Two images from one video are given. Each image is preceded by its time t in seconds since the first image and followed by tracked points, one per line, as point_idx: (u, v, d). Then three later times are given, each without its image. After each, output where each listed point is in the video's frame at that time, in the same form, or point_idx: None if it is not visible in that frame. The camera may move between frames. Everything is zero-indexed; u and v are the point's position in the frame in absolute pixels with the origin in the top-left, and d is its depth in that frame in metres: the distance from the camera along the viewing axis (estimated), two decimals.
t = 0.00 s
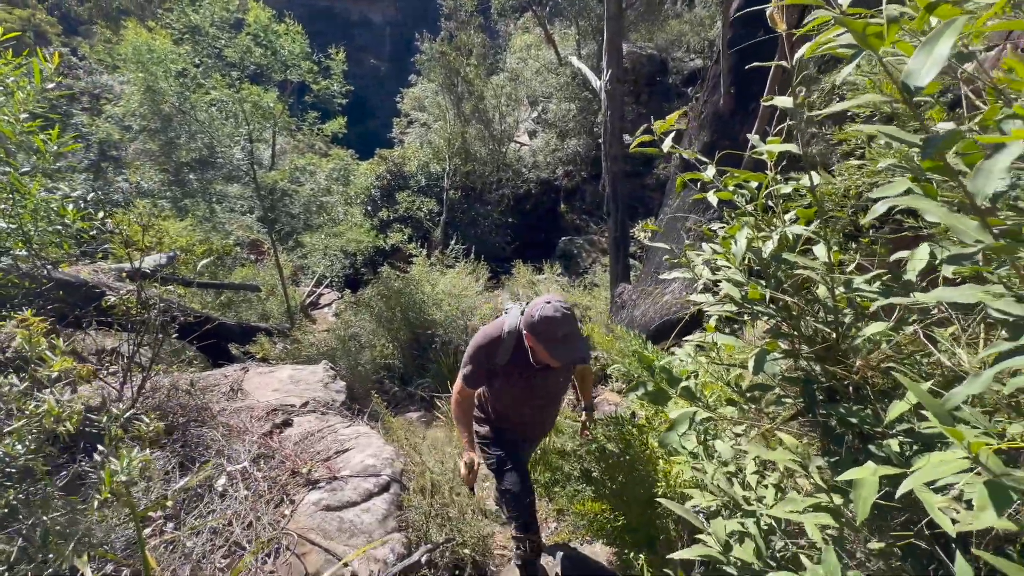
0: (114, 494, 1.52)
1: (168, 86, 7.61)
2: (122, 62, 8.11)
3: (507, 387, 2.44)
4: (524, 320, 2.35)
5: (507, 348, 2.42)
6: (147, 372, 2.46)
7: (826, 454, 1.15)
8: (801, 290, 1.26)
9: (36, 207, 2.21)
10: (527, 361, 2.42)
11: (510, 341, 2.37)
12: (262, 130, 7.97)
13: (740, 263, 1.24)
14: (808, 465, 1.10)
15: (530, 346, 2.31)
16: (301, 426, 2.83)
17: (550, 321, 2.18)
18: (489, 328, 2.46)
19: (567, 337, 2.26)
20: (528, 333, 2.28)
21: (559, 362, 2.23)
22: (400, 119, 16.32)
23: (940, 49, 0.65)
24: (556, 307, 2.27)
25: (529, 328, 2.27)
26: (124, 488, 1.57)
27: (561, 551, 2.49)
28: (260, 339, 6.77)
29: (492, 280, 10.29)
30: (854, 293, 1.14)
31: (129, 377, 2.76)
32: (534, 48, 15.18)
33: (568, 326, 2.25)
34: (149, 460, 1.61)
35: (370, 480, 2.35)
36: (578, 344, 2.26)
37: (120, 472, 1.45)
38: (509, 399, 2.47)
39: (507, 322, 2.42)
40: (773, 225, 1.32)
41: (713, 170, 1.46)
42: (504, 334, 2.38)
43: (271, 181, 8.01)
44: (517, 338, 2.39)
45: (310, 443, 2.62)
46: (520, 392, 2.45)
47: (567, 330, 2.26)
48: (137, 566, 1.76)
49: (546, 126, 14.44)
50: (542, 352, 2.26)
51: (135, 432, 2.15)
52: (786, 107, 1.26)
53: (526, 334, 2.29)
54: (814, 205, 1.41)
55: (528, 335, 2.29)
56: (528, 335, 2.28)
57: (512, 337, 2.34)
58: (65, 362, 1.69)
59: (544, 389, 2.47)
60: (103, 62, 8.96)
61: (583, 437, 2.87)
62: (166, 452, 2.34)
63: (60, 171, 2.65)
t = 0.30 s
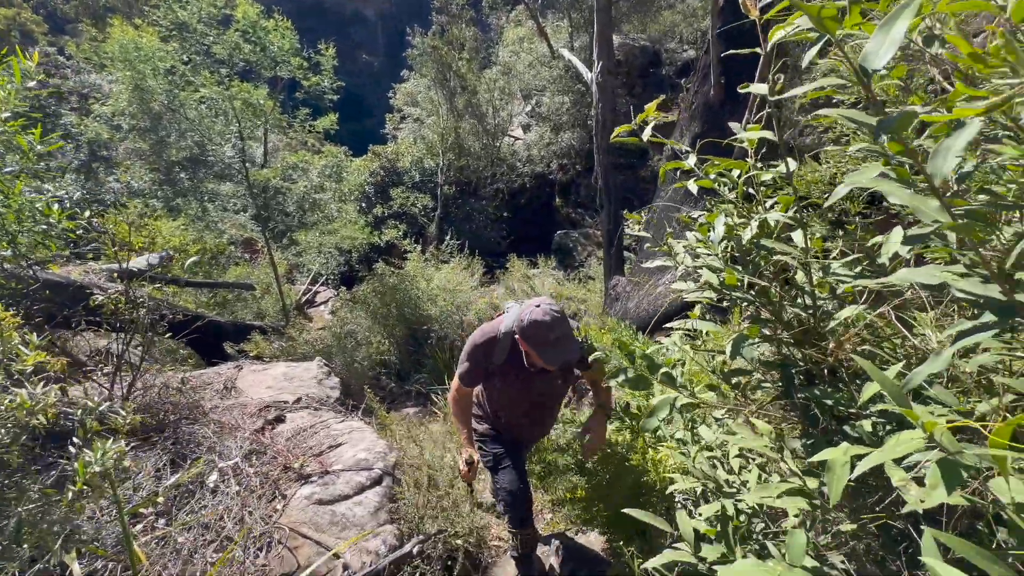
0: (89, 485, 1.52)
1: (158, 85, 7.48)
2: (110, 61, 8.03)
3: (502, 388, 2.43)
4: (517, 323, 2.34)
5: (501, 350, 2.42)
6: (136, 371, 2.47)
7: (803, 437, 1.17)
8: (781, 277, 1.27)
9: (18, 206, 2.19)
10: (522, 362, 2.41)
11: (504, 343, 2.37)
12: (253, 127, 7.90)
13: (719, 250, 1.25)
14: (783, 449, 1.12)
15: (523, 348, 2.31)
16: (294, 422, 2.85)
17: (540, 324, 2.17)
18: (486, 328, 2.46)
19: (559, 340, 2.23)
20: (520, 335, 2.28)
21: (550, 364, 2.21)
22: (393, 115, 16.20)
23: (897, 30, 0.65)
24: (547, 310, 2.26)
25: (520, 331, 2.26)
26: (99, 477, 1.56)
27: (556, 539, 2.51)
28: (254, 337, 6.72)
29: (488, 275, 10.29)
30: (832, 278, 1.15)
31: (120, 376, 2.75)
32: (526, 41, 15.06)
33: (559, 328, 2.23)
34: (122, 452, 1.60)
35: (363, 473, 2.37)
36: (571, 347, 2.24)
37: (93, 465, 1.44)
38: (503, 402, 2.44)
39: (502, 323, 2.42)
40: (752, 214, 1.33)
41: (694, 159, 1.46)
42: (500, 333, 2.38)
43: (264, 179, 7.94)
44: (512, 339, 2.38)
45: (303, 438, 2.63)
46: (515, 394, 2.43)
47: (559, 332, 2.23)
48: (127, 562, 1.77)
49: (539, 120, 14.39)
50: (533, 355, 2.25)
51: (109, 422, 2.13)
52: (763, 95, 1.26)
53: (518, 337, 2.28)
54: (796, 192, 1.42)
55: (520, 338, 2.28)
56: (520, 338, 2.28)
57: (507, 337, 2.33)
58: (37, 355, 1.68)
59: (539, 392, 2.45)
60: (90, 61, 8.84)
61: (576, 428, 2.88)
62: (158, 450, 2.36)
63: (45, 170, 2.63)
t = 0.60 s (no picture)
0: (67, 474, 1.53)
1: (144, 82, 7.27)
2: (95, 58, 7.92)
3: (501, 395, 2.38)
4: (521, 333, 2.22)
5: (502, 358, 2.33)
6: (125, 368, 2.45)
7: (788, 418, 1.18)
8: (765, 262, 1.28)
9: None
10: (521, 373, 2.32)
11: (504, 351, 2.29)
12: (241, 124, 7.82)
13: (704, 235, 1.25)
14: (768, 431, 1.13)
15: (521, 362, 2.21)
16: (286, 418, 2.84)
17: (539, 342, 2.05)
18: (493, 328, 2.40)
19: (557, 364, 2.09)
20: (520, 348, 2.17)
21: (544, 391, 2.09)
22: (384, 111, 16.09)
23: (869, 8, 0.65)
24: (552, 327, 2.10)
25: (520, 345, 2.14)
26: (79, 467, 1.57)
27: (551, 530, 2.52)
28: (247, 336, 6.66)
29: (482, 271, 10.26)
30: (817, 263, 1.16)
31: (108, 375, 2.73)
32: (517, 34, 14.96)
33: (560, 351, 2.09)
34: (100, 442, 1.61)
35: (355, 468, 2.37)
36: (571, 371, 2.10)
37: (70, 455, 1.46)
38: (501, 410, 2.40)
39: (507, 329, 2.31)
40: (738, 200, 1.33)
41: (678, 146, 1.46)
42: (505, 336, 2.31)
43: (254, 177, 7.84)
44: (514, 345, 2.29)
45: (295, 434, 2.63)
46: (513, 403, 2.38)
47: (560, 354, 2.09)
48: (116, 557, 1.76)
49: (531, 114, 14.36)
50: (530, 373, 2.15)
51: (84, 414, 2.11)
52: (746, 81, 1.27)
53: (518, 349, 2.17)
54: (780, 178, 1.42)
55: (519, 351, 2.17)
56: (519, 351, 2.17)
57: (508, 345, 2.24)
58: (8, 348, 1.78)
59: (540, 404, 2.37)
60: (74, 59, 8.70)
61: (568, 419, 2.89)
62: (148, 447, 2.35)
63: (28, 168, 2.59)
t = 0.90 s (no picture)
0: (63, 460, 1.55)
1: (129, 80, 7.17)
2: (78, 56, 7.79)
3: (506, 401, 2.29)
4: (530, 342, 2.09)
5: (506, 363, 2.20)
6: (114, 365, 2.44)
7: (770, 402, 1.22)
8: (747, 251, 1.30)
9: None
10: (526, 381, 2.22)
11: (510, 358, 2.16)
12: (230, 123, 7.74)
13: (687, 224, 1.27)
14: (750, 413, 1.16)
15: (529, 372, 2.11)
16: (278, 415, 2.84)
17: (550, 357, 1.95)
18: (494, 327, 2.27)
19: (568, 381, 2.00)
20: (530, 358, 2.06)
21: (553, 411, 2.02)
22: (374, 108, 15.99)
23: None
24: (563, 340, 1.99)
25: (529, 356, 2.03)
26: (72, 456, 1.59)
27: (543, 523, 2.53)
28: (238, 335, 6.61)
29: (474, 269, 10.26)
30: (796, 250, 1.19)
31: (97, 374, 2.71)
32: (507, 31, 14.92)
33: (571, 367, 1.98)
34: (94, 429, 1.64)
35: (349, 462, 2.38)
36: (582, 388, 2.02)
37: (63, 439, 1.48)
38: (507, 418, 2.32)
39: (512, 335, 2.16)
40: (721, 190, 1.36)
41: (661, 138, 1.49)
42: (509, 339, 2.17)
43: (242, 175, 7.74)
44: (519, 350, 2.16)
45: (288, 430, 2.63)
46: (518, 409, 2.30)
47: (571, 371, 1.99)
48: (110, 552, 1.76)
49: (522, 112, 14.37)
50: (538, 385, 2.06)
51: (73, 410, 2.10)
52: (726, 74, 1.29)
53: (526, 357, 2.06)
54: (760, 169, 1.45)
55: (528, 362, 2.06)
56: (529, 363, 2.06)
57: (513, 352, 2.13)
58: None
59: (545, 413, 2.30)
60: (56, 56, 8.53)
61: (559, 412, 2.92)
62: (138, 444, 2.34)
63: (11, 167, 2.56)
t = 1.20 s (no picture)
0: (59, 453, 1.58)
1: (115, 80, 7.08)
2: (63, 56, 7.69)
3: (497, 371, 2.31)
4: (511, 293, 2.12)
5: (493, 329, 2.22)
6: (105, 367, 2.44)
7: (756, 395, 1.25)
8: (732, 247, 1.34)
9: None
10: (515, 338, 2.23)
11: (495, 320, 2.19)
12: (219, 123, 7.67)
13: (674, 223, 1.30)
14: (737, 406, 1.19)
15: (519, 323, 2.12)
16: (271, 415, 2.84)
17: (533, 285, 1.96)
18: (472, 304, 2.29)
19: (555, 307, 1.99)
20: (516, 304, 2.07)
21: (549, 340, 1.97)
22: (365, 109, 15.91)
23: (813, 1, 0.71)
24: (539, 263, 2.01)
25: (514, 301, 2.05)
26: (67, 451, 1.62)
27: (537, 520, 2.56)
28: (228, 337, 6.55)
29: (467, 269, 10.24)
30: (780, 246, 1.22)
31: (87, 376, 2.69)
32: (499, 32, 14.93)
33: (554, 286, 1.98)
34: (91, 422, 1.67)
35: (342, 461, 2.39)
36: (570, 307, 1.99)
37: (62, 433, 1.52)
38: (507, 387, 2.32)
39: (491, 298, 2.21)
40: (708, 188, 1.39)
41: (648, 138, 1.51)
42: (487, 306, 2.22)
43: (233, 176, 7.63)
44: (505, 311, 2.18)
45: (281, 430, 2.63)
46: (512, 376, 2.31)
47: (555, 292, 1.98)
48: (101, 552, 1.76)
49: (514, 112, 14.39)
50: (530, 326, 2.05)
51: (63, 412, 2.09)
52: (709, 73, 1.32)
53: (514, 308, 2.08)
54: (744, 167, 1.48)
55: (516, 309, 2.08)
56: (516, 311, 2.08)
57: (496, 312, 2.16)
58: None
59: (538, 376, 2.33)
60: (40, 56, 8.40)
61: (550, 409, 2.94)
62: (130, 446, 2.33)
63: None
